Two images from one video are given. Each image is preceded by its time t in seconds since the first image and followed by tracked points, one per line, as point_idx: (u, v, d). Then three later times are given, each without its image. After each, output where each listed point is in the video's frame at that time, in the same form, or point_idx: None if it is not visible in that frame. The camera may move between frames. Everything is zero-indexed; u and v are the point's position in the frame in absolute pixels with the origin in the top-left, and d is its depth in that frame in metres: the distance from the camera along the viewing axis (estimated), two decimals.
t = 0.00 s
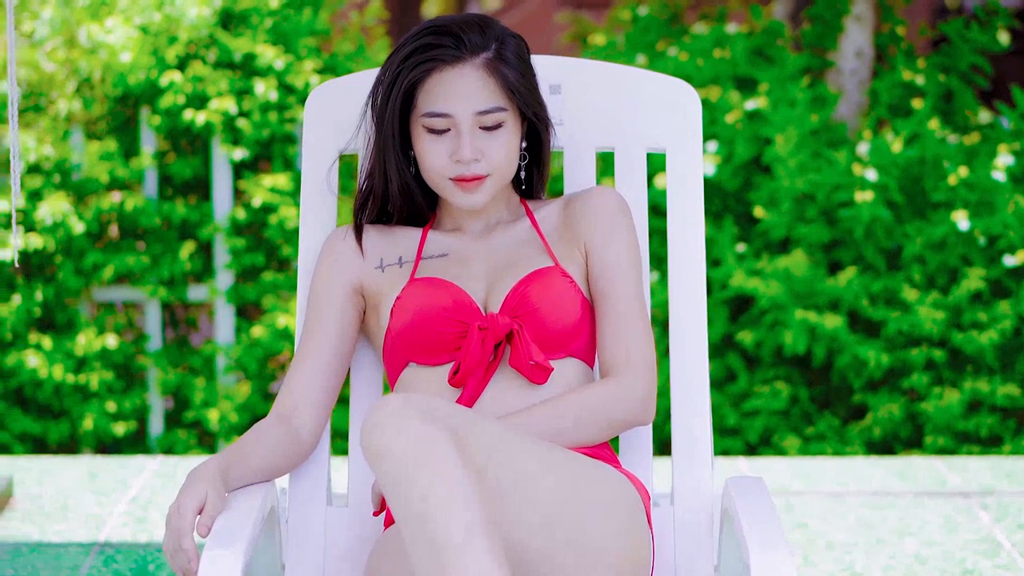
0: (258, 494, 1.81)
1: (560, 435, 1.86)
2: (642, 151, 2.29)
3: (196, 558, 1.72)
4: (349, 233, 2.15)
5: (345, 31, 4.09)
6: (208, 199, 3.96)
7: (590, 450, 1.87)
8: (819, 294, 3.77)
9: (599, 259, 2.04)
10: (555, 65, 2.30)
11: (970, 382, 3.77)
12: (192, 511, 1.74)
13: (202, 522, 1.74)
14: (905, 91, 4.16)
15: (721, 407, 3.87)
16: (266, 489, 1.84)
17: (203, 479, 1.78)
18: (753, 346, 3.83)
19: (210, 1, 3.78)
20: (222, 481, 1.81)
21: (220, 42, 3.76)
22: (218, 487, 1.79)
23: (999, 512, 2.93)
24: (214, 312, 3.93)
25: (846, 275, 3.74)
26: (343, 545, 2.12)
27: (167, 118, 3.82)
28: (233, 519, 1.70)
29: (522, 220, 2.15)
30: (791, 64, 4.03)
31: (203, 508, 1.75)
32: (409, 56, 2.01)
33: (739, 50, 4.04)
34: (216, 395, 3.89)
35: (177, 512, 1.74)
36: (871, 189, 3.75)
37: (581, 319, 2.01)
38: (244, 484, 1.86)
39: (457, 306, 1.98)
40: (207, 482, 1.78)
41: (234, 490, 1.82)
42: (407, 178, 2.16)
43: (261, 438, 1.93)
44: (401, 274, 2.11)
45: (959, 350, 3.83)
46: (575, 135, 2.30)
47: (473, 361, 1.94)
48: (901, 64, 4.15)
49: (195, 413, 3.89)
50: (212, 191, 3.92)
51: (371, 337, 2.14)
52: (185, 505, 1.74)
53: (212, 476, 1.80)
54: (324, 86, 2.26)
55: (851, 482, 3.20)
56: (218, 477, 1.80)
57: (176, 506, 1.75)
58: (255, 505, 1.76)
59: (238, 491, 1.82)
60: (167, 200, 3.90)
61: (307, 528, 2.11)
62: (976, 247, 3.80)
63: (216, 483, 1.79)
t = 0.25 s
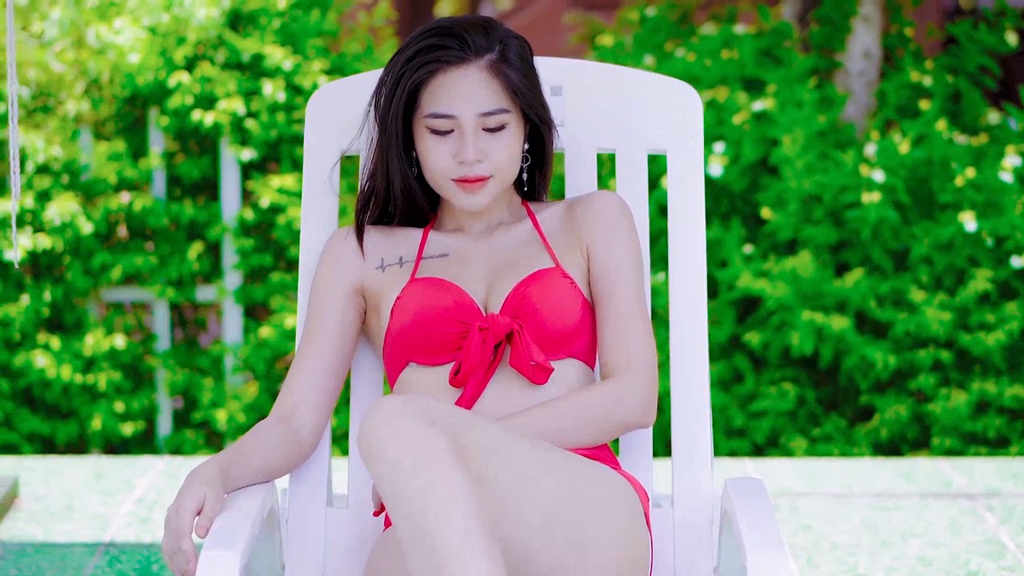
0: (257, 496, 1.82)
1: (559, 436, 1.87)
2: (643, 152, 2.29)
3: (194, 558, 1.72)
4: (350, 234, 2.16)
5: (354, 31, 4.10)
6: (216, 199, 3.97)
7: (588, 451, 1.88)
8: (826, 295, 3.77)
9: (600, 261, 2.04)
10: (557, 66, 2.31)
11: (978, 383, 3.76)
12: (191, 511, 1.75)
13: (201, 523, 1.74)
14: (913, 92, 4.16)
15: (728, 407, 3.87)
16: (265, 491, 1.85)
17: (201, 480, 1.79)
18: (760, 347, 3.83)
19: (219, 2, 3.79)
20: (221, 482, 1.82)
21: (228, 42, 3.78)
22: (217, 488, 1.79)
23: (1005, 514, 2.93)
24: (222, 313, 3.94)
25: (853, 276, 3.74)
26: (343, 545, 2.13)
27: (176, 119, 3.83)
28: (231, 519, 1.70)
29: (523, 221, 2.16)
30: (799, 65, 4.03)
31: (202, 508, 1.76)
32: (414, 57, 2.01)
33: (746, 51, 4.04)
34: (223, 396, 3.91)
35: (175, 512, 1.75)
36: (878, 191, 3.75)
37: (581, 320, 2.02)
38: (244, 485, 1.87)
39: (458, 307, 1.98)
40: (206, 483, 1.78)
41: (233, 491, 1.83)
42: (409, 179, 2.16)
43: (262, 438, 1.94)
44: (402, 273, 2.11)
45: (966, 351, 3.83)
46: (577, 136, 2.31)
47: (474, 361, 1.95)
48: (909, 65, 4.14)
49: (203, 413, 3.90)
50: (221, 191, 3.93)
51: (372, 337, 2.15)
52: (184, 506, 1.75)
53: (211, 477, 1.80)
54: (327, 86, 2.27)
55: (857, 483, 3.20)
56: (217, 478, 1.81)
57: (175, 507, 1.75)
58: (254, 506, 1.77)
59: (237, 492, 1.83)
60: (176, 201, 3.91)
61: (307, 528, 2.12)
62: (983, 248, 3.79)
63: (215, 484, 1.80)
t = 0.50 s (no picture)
0: (255, 497, 1.82)
1: (558, 437, 1.87)
2: (643, 153, 2.30)
3: (192, 559, 1.73)
4: (350, 235, 2.16)
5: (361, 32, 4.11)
6: (223, 199, 3.98)
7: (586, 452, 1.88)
8: (832, 296, 3.77)
9: (601, 263, 2.05)
10: (557, 67, 2.32)
11: (984, 384, 3.76)
12: (188, 513, 1.75)
13: (198, 523, 1.75)
14: (920, 93, 4.16)
15: (734, 408, 3.86)
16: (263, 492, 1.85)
17: (198, 481, 1.79)
18: (766, 348, 3.83)
19: (226, 2, 3.80)
20: (219, 483, 1.82)
21: (236, 43, 3.79)
22: (215, 489, 1.80)
23: (1009, 515, 2.93)
24: (229, 313, 3.95)
25: (859, 277, 3.74)
26: (342, 545, 2.13)
27: (183, 119, 3.85)
28: (228, 520, 1.71)
29: (523, 223, 2.17)
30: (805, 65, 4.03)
31: (199, 509, 1.76)
32: (416, 58, 2.02)
33: (753, 51, 4.05)
34: (231, 396, 3.91)
35: (173, 513, 1.76)
36: (884, 191, 3.76)
37: (581, 320, 2.03)
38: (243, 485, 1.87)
39: (458, 307, 1.99)
40: (203, 484, 1.79)
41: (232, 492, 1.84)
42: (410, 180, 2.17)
43: (262, 439, 1.95)
44: (402, 273, 2.12)
45: (972, 352, 3.83)
46: (577, 137, 2.32)
47: (474, 361, 1.95)
48: (916, 66, 4.14)
49: (210, 413, 3.91)
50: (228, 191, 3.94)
51: (371, 337, 2.16)
52: (181, 507, 1.75)
53: (209, 478, 1.81)
54: (329, 87, 2.28)
55: (861, 484, 3.20)
56: (215, 479, 1.81)
57: (172, 508, 1.76)
58: (252, 507, 1.78)
59: (235, 493, 1.84)
60: (183, 201, 3.92)
61: (306, 529, 2.13)
62: (989, 249, 3.79)
63: (213, 485, 1.80)
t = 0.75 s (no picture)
0: (251, 498, 1.82)
1: (555, 439, 1.88)
2: (643, 153, 2.30)
3: (187, 559, 1.73)
4: (348, 236, 2.17)
5: (366, 32, 4.12)
6: (229, 200, 3.99)
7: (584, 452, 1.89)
8: (836, 297, 3.77)
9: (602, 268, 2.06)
10: (556, 68, 2.32)
11: (988, 385, 3.76)
12: (184, 513, 1.75)
13: (194, 524, 1.75)
14: (925, 94, 4.15)
15: (739, 409, 3.86)
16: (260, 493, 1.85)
17: (194, 481, 1.79)
18: (770, 349, 3.84)
19: (232, 2, 3.81)
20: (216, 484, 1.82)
21: (241, 43, 3.80)
22: (211, 489, 1.80)
23: (1011, 516, 2.93)
24: (235, 313, 3.96)
25: (863, 278, 3.75)
26: (340, 544, 2.14)
27: (189, 119, 3.86)
28: (224, 521, 1.71)
29: (522, 224, 2.18)
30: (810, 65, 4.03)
31: (195, 510, 1.76)
32: (416, 59, 2.03)
33: (757, 52, 4.05)
34: (237, 396, 3.92)
35: (169, 513, 1.76)
36: (888, 192, 3.76)
37: (579, 321, 2.03)
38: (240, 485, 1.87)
39: (456, 307, 2.00)
40: (200, 485, 1.79)
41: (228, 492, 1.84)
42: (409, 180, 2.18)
43: (261, 439, 1.95)
44: (400, 272, 2.13)
45: (976, 353, 3.83)
46: (576, 137, 2.32)
47: (472, 361, 1.95)
48: (921, 66, 4.14)
49: (216, 413, 3.92)
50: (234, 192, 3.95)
51: (369, 337, 2.17)
52: (177, 507, 1.75)
53: (205, 478, 1.81)
54: (328, 87, 2.29)
55: (864, 485, 3.20)
56: (211, 479, 1.81)
57: (168, 508, 1.76)
58: (248, 509, 1.77)
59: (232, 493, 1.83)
60: (189, 201, 3.93)
61: (304, 528, 2.13)
62: (994, 250, 3.79)
63: (209, 486, 1.80)
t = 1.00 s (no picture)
0: (248, 499, 1.82)
1: (555, 439, 1.87)
2: (643, 154, 2.30)
3: (184, 559, 1.73)
4: (348, 237, 2.18)
5: (373, 33, 4.13)
6: (236, 200, 4.00)
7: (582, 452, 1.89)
8: (842, 297, 3.77)
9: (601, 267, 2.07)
10: (557, 69, 2.33)
11: (994, 386, 3.75)
12: (181, 514, 1.76)
13: (191, 524, 1.75)
14: (932, 94, 4.15)
15: (745, 410, 3.86)
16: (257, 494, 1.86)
17: (192, 482, 1.80)
18: (777, 349, 3.83)
19: (239, 3, 3.81)
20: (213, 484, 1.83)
21: (248, 43, 3.80)
22: (208, 490, 1.80)
23: (1015, 517, 2.93)
24: (242, 314, 3.97)
25: (870, 279, 3.74)
26: (339, 544, 2.14)
27: (196, 119, 3.86)
28: (221, 522, 1.71)
29: (522, 225, 2.18)
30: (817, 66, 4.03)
31: (192, 510, 1.77)
32: (417, 59, 2.03)
33: (764, 52, 4.05)
34: (243, 396, 3.92)
35: (166, 514, 1.76)
36: (895, 193, 3.75)
37: (579, 320, 2.04)
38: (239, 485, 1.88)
39: (456, 306, 2.00)
40: (197, 485, 1.79)
41: (227, 492, 1.84)
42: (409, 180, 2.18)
43: (261, 438, 1.96)
44: (400, 272, 2.14)
45: (982, 354, 3.82)
46: (576, 138, 2.32)
47: (472, 361, 1.95)
48: (928, 67, 4.14)
49: (222, 413, 3.92)
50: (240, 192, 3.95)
51: (369, 337, 2.17)
52: (175, 508, 1.76)
53: (203, 478, 1.81)
54: (329, 87, 2.29)
55: (868, 485, 3.20)
56: (209, 480, 1.82)
57: (166, 508, 1.76)
58: (245, 509, 1.78)
59: (229, 494, 1.84)
60: (196, 202, 3.94)
61: (304, 528, 2.14)
62: (1000, 250, 3.78)
63: (207, 486, 1.80)
